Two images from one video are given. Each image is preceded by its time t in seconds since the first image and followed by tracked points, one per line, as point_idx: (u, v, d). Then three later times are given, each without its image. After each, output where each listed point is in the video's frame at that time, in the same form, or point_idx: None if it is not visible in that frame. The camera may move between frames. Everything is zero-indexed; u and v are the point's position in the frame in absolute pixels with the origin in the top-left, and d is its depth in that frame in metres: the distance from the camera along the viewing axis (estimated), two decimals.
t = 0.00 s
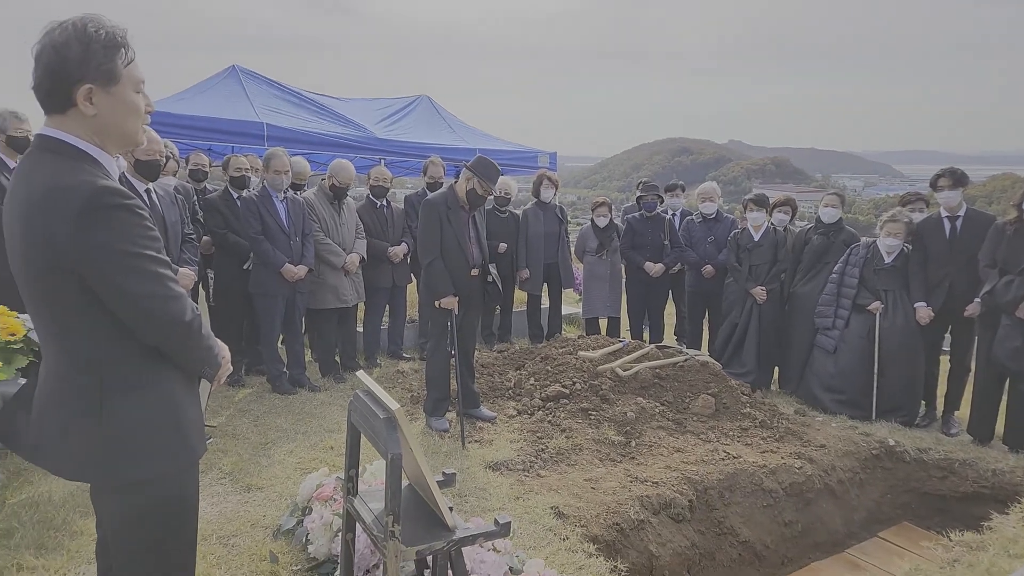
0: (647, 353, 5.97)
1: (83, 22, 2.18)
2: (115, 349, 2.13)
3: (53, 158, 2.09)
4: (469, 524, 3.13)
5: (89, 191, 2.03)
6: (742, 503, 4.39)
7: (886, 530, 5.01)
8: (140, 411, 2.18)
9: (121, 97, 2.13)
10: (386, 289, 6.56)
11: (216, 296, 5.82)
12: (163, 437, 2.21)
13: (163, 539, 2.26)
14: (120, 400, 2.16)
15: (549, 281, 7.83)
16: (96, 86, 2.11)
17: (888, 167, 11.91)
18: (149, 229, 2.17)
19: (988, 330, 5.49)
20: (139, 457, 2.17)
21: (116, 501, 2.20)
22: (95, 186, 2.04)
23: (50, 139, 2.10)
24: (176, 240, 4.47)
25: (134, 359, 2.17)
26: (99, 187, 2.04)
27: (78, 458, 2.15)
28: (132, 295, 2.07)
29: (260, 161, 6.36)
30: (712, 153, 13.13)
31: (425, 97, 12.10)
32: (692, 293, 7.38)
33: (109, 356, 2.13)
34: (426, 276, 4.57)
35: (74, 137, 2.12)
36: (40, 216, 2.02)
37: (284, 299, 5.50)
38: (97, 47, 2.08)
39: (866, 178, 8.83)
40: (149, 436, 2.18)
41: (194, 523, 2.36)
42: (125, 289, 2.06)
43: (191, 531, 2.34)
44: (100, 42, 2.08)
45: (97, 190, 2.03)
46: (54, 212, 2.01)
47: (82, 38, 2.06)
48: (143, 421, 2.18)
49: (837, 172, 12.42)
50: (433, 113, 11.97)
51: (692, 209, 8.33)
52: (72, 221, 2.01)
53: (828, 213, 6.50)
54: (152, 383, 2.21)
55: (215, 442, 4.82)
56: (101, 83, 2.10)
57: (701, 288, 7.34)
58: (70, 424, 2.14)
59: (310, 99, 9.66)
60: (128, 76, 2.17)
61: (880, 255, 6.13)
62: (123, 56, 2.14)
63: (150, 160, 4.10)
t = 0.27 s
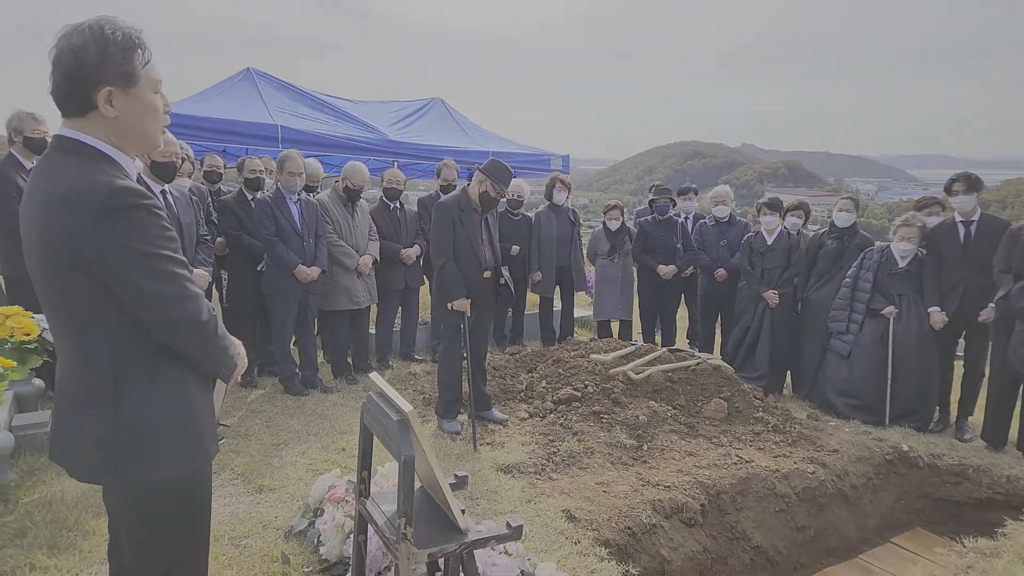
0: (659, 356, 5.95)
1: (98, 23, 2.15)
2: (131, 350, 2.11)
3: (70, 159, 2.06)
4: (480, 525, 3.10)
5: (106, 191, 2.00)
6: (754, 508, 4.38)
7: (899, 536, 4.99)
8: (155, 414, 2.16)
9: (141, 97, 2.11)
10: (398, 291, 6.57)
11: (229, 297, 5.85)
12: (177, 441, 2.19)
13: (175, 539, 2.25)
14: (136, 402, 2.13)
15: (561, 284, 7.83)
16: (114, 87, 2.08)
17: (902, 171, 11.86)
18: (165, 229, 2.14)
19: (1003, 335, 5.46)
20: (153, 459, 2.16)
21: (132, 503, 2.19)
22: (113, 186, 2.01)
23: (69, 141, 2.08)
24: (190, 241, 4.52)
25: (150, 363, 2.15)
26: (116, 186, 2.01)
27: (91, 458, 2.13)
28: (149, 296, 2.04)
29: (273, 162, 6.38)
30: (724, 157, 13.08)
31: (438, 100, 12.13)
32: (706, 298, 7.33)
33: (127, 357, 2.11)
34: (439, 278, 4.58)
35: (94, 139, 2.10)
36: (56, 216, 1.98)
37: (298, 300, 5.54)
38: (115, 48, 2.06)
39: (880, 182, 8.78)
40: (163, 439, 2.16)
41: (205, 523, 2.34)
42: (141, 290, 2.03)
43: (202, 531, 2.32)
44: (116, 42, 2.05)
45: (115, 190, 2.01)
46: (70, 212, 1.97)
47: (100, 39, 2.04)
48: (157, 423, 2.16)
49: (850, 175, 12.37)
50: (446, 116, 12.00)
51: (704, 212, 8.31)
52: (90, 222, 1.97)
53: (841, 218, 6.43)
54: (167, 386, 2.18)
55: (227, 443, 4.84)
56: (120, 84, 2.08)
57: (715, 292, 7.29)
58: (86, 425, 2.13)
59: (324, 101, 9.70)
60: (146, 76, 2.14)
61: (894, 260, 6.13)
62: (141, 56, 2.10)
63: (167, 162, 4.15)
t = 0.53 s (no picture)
0: (663, 363, 5.95)
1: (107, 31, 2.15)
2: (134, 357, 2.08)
3: (80, 166, 2.04)
4: (484, 534, 3.08)
5: (115, 200, 1.97)
6: (758, 516, 4.36)
7: (904, 543, 4.97)
8: (161, 419, 2.14)
9: (152, 106, 2.11)
10: (402, 298, 6.58)
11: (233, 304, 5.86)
12: (183, 445, 2.18)
13: (177, 542, 2.22)
14: (143, 407, 2.11)
15: (564, 290, 7.84)
16: (125, 95, 2.08)
17: (903, 177, 11.90)
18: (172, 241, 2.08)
19: (1006, 341, 5.47)
20: (160, 463, 2.14)
21: (134, 511, 2.15)
22: (123, 195, 1.98)
23: (80, 149, 2.07)
24: (195, 248, 4.57)
25: (157, 372, 2.13)
26: (126, 196, 1.98)
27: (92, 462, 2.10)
28: (151, 310, 1.98)
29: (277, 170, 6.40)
30: (726, 164, 13.12)
31: (441, 107, 12.18)
32: (708, 303, 7.39)
33: (131, 364, 2.08)
34: (443, 284, 4.58)
35: (105, 147, 2.10)
36: (66, 224, 1.96)
37: (301, 306, 5.54)
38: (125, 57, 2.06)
39: (882, 189, 8.81)
40: (170, 443, 2.15)
41: (205, 527, 2.31)
42: (144, 304, 1.97)
43: (203, 535, 2.30)
44: (125, 50, 2.04)
45: (124, 199, 1.97)
46: (80, 221, 1.95)
47: (110, 48, 2.03)
48: (162, 427, 2.14)
49: (852, 181, 12.40)
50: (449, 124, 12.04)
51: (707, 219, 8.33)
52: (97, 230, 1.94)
53: (845, 224, 6.45)
54: (174, 391, 2.17)
55: (231, 450, 4.83)
56: (130, 92, 2.07)
57: (717, 298, 7.35)
58: (90, 431, 2.09)
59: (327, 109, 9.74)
60: (156, 83, 2.13)
61: (897, 266, 6.14)
62: (151, 63, 2.10)
63: (172, 169, 4.18)
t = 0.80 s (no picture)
0: (663, 365, 5.97)
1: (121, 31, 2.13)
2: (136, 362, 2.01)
3: (89, 167, 2.02)
4: (485, 535, 3.07)
5: (123, 202, 1.92)
6: (757, 518, 4.37)
7: (903, 545, 5.00)
8: (159, 421, 2.08)
9: (164, 108, 2.09)
10: (402, 300, 6.58)
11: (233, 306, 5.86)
12: (182, 448, 2.11)
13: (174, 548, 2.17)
14: (141, 410, 2.05)
15: (564, 293, 7.85)
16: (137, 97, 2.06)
17: (902, 181, 11.95)
18: (175, 248, 2.00)
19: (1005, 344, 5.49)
20: (157, 466, 2.08)
21: (132, 514, 2.09)
22: (131, 197, 1.94)
23: (88, 150, 2.05)
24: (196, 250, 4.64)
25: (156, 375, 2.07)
26: (132, 198, 1.93)
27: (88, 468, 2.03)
28: (146, 317, 1.89)
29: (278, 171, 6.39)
30: (726, 167, 13.15)
31: (441, 109, 12.19)
32: (709, 306, 7.39)
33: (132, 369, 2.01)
34: (444, 286, 4.59)
35: (113, 149, 2.08)
36: (70, 225, 1.92)
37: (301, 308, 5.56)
38: (138, 60, 2.04)
39: (882, 192, 8.84)
40: (168, 446, 2.09)
41: (202, 532, 2.26)
42: (139, 310, 1.89)
43: (200, 540, 2.25)
44: (139, 52, 2.02)
45: (132, 202, 1.93)
46: (86, 221, 1.90)
47: (123, 50, 2.01)
48: (160, 430, 2.08)
49: (851, 185, 12.44)
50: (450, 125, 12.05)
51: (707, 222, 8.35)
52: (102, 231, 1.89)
53: (845, 227, 6.50)
54: (173, 394, 2.10)
55: (231, 452, 4.83)
56: (143, 95, 2.05)
57: (717, 301, 7.35)
58: (86, 435, 2.03)
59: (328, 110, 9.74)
60: (169, 87, 2.12)
61: (897, 269, 6.16)
62: (164, 67, 2.08)
63: (172, 171, 4.19)
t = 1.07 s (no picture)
0: (663, 367, 5.98)
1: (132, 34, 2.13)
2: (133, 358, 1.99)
3: (93, 168, 2.01)
4: (484, 537, 3.06)
5: (126, 203, 1.91)
6: (757, 519, 4.38)
7: (901, 546, 5.02)
8: (157, 422, 2.05)
9: (172, 112, 2.09)
10: (402, 301, 6.57)
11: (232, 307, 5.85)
12: (180, 448, 2.08)
13: (175, 551, 2.13)
14: (139, 411, 2.02)
15: (564, 295, 7.85)
16: (145, 100, 2.06)
17: (901, 183, 11.98)
18: (176, 252, 1.98)
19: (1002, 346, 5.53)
20: (155, 467, 2.04)
21: (131, 517, 2.06)
22: (135, 199, 1.93)
23: (93, 150, 2.05)
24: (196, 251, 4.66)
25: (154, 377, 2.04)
26: (135, 200, 1.92)
27: (88, 466, 2.00)
28: (144, 320, 1.87)
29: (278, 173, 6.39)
30: (725, 169, 13.17)
31: (440, 110, 12.18)
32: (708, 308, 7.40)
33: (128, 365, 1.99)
34: (444, 287, 4.59)
35: (117, 149, 2.07)
36: (73, 226, 1.91)
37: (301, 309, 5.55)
38: (150, 64, 2.04)
39: (881, 195, 8.87)
40: (166, 446, 2.06)
41: (204, 535, 2.22)
42: (138, 313, 1.87)
43: (201, 542, 2.21)
44: (150, 56, 2.03)
45: (135, 204, 1.92)
46: (89, 221, 1.89)
47: (135, 54, 2.01)
48: (157, 431, 2.05)
49: (850, 187, 12.47)
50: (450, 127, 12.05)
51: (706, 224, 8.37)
52: (103, 231, 1.88)
53: (842, 230, 6.48)
54: (171, 395, 2.08)
55: (230, 454, 4.82)
56: (151, 97, 2.05)
57: (716, 302, 7.36)
58: (84, 436, 2.00)
59: (327, 111, 9.73)
60: (178, 92, 2.12)
61: (895, 271, 6.17)
62: (175, 72, 2.08)
63: (171, 171, 4.18)
